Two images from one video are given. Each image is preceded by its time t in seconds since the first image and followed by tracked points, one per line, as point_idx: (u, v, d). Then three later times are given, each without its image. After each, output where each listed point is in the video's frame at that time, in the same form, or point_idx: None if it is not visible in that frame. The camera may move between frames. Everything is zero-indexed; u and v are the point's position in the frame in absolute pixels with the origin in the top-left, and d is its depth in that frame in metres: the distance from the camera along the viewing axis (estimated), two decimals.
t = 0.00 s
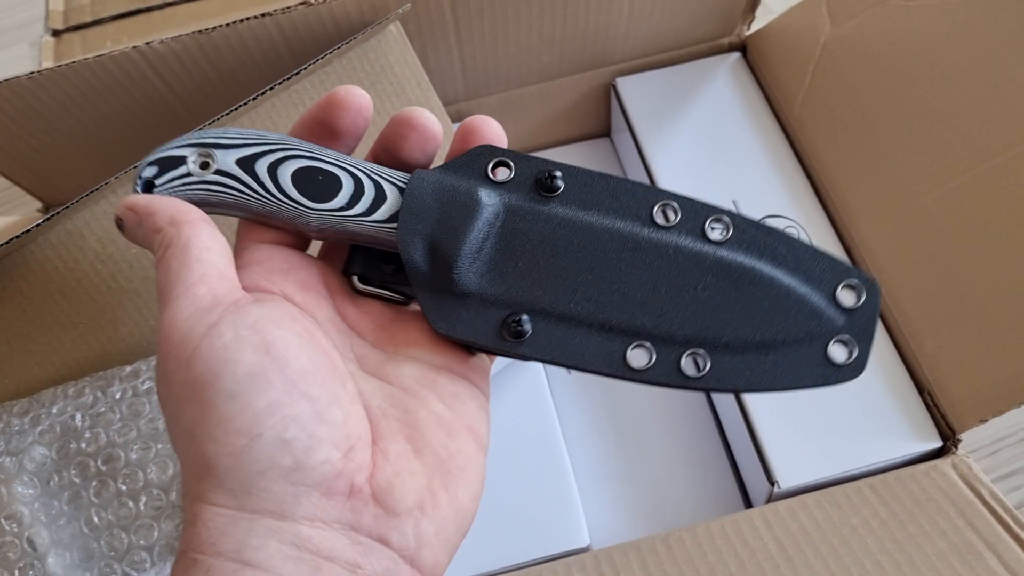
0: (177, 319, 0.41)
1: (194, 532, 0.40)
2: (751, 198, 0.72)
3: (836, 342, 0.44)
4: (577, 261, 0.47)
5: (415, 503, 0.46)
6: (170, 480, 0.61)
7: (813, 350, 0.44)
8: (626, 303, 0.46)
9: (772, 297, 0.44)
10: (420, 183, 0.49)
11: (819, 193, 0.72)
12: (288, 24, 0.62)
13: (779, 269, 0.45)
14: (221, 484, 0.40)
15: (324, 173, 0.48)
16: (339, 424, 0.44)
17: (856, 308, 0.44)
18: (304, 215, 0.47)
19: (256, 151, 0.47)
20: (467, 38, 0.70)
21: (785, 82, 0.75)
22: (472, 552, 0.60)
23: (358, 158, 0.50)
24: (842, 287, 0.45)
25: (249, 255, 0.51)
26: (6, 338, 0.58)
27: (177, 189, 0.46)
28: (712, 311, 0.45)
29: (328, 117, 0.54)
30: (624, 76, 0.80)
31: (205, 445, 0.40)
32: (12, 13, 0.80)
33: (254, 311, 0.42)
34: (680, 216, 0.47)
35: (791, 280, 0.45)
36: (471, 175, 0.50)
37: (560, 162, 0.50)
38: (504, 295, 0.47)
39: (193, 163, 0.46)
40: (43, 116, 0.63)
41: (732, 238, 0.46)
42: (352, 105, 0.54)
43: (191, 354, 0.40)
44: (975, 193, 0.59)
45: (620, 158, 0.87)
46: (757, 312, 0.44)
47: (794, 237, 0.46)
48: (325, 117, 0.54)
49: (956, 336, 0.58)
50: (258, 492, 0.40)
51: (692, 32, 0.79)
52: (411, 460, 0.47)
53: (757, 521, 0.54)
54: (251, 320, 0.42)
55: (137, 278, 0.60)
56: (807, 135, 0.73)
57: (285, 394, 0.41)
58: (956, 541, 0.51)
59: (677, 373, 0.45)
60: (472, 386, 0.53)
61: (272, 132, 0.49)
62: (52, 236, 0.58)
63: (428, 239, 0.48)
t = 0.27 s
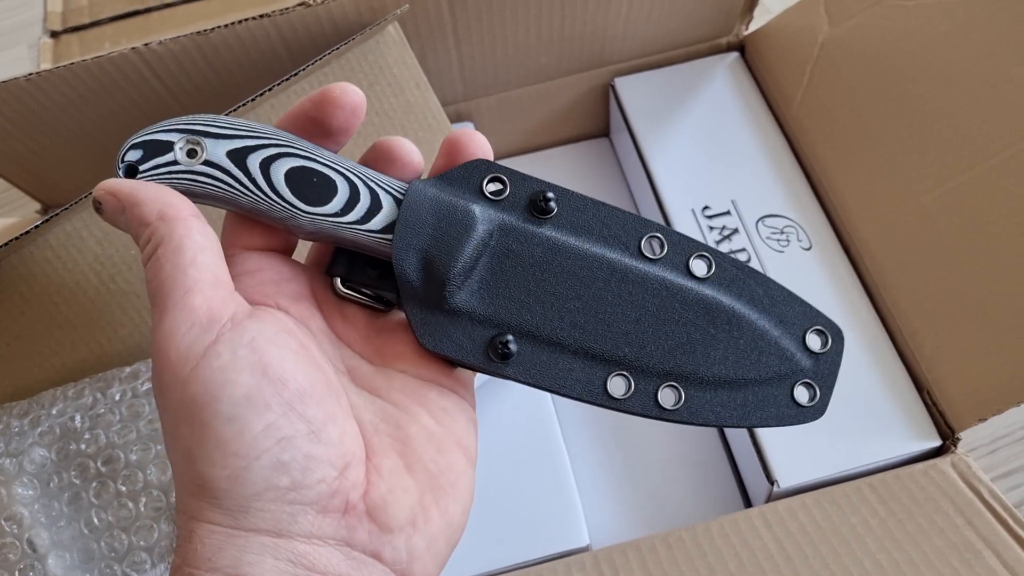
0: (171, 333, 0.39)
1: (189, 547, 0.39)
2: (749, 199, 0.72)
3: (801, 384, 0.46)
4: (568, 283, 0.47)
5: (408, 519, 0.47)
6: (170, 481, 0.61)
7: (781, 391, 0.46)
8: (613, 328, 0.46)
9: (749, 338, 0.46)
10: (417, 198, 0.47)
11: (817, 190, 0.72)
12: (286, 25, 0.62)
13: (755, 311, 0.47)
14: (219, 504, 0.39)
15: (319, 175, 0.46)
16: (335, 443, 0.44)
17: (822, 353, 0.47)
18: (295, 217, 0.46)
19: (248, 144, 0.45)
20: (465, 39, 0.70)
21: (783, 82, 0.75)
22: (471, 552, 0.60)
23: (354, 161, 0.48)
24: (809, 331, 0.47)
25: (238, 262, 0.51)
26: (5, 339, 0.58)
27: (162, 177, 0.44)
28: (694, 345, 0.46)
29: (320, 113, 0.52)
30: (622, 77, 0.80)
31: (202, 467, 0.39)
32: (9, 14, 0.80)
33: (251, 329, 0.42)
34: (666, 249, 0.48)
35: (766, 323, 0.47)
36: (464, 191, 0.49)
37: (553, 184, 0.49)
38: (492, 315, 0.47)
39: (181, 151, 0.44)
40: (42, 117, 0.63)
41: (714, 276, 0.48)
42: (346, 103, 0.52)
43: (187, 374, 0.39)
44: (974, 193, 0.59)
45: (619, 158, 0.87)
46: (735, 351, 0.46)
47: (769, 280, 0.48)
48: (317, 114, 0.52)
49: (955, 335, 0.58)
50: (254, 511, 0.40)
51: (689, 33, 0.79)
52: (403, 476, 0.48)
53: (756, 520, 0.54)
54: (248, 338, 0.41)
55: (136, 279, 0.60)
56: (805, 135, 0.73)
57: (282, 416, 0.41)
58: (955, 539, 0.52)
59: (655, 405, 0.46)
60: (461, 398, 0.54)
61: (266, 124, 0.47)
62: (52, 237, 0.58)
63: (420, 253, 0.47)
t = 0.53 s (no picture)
0: (172, 345, 0.39)
1: (186, 557, 0.39)
2: (748, 198, 0.72)
3: (792, 407, 0.45)
4: (562, 300, 0.47)
5: (401, 530, 0.47)
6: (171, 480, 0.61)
7: (771, 414, 0.45)
8: (606, 345, 0.46)
9: (741, 360, 0.45)
10: (415, 211, 0.48)
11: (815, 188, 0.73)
12: (286, 25, 0.62)
13: (748, 332, 0.46)
14: (215, 516, 0.39)
15: (317, 188, 0.46)
16: (331, 456, 0.44)
17: (814, 375, 0.46)
18: (293, 229, 0.46)
19: (246, 154, 0.45)
20: (464, 39, 0.71)
21: (782, 81, 0.75)
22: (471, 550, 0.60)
23: (351, 173, 0.48)
24: (803, 354, 0.46)
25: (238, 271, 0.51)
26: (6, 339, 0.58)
27: (161, 186, 0.43)
28: (686, 364, 0.45)
29: (319, 125, 0.52)
30: (622, 76, 0.81)
31: (199, 481, 0.39)
32: (9, 14, 0.80)
33: (249, 343, 0.42)
34: (662, 267, 0.48)
35: (759, 344, 0.46)
36: (462, 205, 0.49)
37: (550, 200, 0.49)
38: (486, 330, 0.47)
39: (179, 160, 0.43)
40: (42, 117, 0.63)
41: (709, 295, 0.47)
42: (346, 117, 0.52)
43: (187, 389, 0.39)
44: (973, 191, 0.59)
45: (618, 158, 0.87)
46: (726, 372, 0.45)
47: (764, 300, 0.47)
48: (316, 125, 0.53)
49: (954, 334, 0.58)
50: (250, 523, 0.40)
51: (689, 33, 0.79)
52: (397, 488, 0.48)
53: (757, 518, 0.54)
54: (246, 351, 0.41)
55: (136, 279, 0.60)
56: (804, 134, 0.73)
57: (279, 431, 0.41)
58: (955, 536, 0.52)
59: (644, 424, 0.45)
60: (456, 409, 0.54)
61: (264, 133, 0.47)
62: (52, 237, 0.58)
63: (416, 268, 0.47)
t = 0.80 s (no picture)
0: (190, 340, 0.39)
1: (200, 553, 0.39)
2: (748, 196, 0.72)
3: (806, 417, 0.46)
4: (579, 304, 0.46)
5: (413, 530, 0.47)
6: (171, 481, 0.60)
7: (784, 424, 0.46)
8: (622, 351, 0.46)
9: (757, 370, 0.45)
10: (433, 211, 0.47)
11: (816, 187, 0.72)
12: (285, 24, 0.62)
13: (765, 342, 0.46)
14: (229, 513, 0.39)
15: (334, 184, 0.46)
16: (345, 455, 0.44)
17: (829, 386, 0.47)
18: (310, 225, 0.46)
19: (264, 148, 0.45)
20: (464, 38, 0.70)
21: (782, 79, 0.75)
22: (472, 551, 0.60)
23: (370, 170, 0.48)
24: (818, 364, 0.47)
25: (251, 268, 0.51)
26: (5, 339, 0.58)
27: (176, 177, 0.43)
28: (701, 372, 0.45)
29: (342, 115, 0.52)
30: (621, 74, 0.80)
31: (213, 477, 0.38)
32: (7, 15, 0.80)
33: (265, 339, 0.41)
34: (681, 272, 0.48)
35: (775, 354, 0.46)
36: (479, 206, 0.48)
37: (569, 202, 0.49)
38: (500, 334, 0.46)
39: (196, 151, 0.43)
40: (40, 118, 0.63)
41: (727, 302, 0.47)
42: (369, 108, 0.52)
43: (204, 383, 0.39)
44: (974, 188, 0.59)
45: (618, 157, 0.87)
46: (742, 382, 0.45)
47: (782, 310, 0.47)
48: (339, 116, 0.53)
49: (955, 332, 0.58)
50: (263, 521, 0.40)
51: (688, 31, 0.79)
52: (410, 487, 0.48)
53: (759, 517, 0.54)
54: (262, 348, 0.41)
55: (136, 279, 0.60)
56: (805, 133, 0.73)
57: (295, 429, 0.41)
58: (957, 535, 0.52)
59: (657, 431, 0.46)
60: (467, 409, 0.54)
61: (284, 127, 0.46)
62: (52, 238, 0.57)
63: (432, 269, 0.46)
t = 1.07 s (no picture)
0: (195, 343, 0.39)
1: (205, 555, 0.39)
2: (749, 195, 0.72)
3: (812, 424, 0.46)
4: (582, 311, 0.46)
5: (419, 531, 0.46)
6: (172, 482, 0.60)
7: (790, 432, 0.46)
8: (626, 358, 0.46)
9: (763, 377, 0.45)
10: (436, 217, 0.47)
11: (816, 185, 0.72)
12: (285, 23, 0.62)
13: (771, 348, 0.46)
14: (234, 514, 0.39)
15: (337, 192, 0.46)
16: (351, 455, 0.44)
17: (835, 394, 0.46)
18: (314, 232, 0.46)
19: (269, 155, 0.44)
20: (464, 37, 0.70)
21: (782, 78, 0.75)
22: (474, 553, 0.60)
23: (372, 177, 0.48)
24: (825, 372, 0.47)
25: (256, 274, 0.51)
26: (5, 340, 0.58)
27: (182, 185, 0.43)
28: (706, 379, 0.45)
29: (344, 121, 0.52)
30: (621, 74, 0.80)
31: (219, 477, 0.38)
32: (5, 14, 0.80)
33: (270, 341, 0.41)
34: (685, 279, 0.47)
35: (781, 361, 0.46)
36: (483, 212, 0.48)
37: (573, 208, 0.49)
38: (504, 339, 0.46)
39: (201, 159, 0.43)
40: (39, 117, 0.62)
41: (732, 309, 0.47)
42: (371, 112, 0.52)
43: (209, 385, 0.39)
44: (975, 187, 0.59)
45: (618, 156, 0.87)
46: (748, 389, 0.45)
47: (788, 317, 0.47)
48: (342, 121, 0.53)
49: (957, 331, 0.58)
50: (269, 521, 0.40)
51: (688, 30, 0.79)
52: (416, 489, 0.48)
53: (760, 517, 0.54)
54: (267, 349, 0.41)
55: (136, 280, 0.60)
56: (805, 131, 0.73)
57: (300, 428, 0.41)
58: (958, 534, 0.52)
59: (660, 437, 0.46)
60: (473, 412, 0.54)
61: (287, 134, 0.46)
62: (51, 239, 0.57)
63: (436, 276, 0.46)
